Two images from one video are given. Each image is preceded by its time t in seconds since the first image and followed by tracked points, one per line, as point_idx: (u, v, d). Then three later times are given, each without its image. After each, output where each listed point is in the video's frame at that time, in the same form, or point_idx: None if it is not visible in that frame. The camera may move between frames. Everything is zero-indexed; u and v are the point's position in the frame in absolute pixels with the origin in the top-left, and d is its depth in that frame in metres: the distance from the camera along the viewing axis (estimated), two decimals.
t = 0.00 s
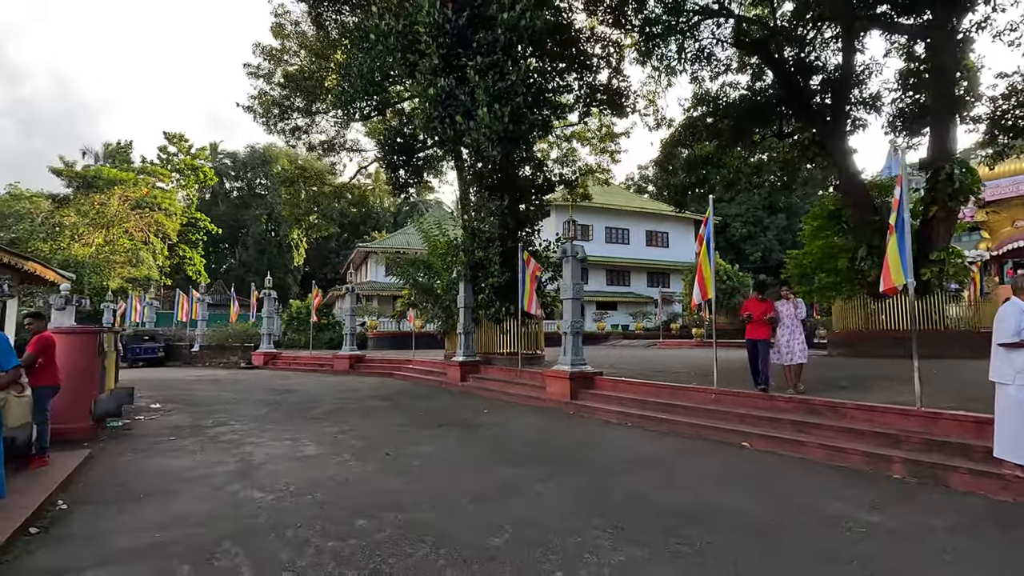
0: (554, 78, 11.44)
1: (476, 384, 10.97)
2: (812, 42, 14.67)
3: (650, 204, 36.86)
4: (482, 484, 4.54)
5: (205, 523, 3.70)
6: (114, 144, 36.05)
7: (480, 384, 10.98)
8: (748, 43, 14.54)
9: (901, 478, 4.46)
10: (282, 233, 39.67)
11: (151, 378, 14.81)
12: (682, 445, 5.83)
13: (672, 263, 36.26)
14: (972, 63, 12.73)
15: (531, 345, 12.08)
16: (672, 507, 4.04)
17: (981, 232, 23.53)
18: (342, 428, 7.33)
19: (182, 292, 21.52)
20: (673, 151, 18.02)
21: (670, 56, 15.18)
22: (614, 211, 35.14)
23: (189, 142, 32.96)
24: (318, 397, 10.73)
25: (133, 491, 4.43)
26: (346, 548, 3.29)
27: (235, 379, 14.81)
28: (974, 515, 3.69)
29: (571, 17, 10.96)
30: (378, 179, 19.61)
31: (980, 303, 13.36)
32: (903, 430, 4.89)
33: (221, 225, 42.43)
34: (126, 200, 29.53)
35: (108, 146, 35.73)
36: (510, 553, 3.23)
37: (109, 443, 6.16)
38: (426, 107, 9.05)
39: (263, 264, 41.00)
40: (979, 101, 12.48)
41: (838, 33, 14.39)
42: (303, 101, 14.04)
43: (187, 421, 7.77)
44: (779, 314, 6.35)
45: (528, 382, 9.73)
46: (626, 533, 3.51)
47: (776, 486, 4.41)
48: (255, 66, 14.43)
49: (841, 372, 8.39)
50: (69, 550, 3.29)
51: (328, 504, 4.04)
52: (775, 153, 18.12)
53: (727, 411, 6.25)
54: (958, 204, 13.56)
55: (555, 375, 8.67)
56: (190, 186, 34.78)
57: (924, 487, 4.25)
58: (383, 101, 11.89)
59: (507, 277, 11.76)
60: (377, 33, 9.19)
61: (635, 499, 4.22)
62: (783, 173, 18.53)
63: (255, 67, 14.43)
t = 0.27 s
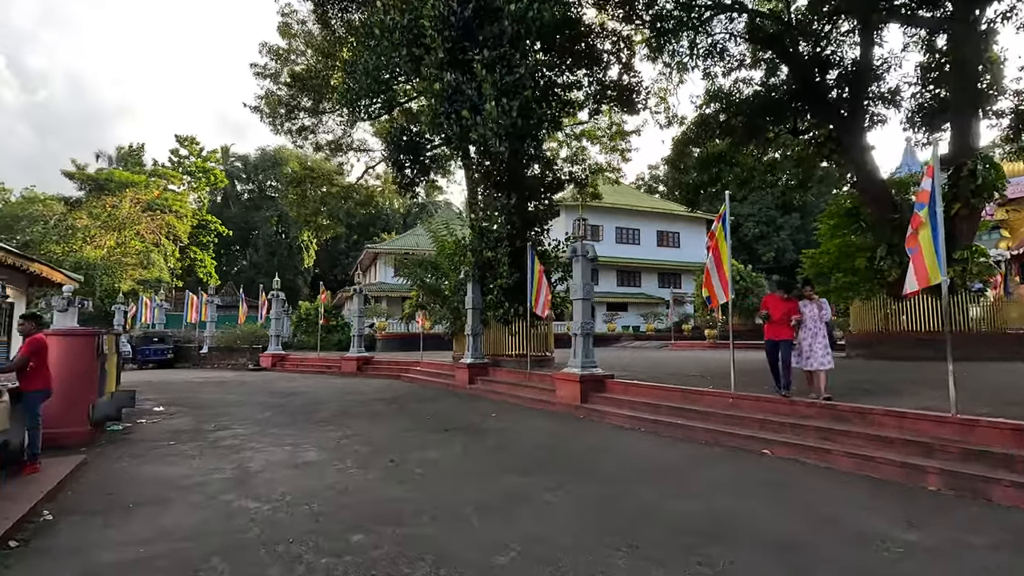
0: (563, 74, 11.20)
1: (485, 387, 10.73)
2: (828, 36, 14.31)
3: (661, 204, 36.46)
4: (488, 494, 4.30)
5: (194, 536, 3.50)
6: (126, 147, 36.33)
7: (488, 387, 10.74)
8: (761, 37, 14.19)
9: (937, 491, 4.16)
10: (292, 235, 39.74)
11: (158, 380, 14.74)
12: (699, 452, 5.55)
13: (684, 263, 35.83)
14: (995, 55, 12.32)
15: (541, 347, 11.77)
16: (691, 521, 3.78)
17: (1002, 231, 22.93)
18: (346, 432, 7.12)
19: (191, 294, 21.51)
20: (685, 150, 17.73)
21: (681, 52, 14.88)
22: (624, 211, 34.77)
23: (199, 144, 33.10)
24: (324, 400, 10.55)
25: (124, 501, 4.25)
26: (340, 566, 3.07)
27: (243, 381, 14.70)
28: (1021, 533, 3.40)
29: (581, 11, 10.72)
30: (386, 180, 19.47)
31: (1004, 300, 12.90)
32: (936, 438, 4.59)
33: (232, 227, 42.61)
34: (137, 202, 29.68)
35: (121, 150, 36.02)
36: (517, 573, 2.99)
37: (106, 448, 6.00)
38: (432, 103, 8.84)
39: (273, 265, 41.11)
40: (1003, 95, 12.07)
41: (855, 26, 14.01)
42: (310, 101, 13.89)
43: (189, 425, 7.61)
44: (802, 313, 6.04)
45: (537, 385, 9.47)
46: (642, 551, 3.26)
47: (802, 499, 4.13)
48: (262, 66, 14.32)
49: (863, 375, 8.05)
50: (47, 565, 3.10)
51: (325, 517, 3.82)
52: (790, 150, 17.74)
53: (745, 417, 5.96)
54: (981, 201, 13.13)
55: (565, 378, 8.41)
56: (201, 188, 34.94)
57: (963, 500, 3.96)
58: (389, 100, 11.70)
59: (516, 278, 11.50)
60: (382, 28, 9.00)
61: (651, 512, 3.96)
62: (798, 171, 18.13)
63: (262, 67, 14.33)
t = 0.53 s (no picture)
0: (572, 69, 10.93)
1: (492, 389, 10.48)
2: (844, 29, 13.93)
3: (672, 202, 36.01)
4: (490, 506, 4.06)
5: (177, 551, 3.29)
6: (138, 149, 36.58)
7: (494, 389, 10.50)
8: (776, 29, 13.82)
9: (977, 505, 3.86)
10: (301, 235, 39.77)
11: (164, 381, 14.66)
12: (715, 460, 5.26)
13: (696, 263, 35.34)
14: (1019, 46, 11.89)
15: (549, 348, 11.65)
16: (707, 536, 3.53)
17: None
18: (347, 436, 6.91)
19: (200, 294, 21.50)
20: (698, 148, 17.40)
21: (693, 46, 14.52)
22: (635, 210, 34.38)
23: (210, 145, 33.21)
24: (328, 402, 10.39)
25: (112, 509, 4.08)
26: None
27: (249, 382, 14.59)
28: None
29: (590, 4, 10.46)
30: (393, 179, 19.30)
31: None
32: (972, 447, 4.28)
33: (242, 228, 42.74)
34: (148, 204, 29.77)
35: (133, 152, 36.26)
36: None
37: (100, 452, 5.83)
38: (436, 97, 8.61)
39: (283, 266, 41.21)
40: None
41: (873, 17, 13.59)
42: (316, 99, 13.72)
43: (188, 427, 7.44)
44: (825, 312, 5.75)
45: (544, 387, 9.21)
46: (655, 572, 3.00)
47: (828, 513, 3.84)
48: (268, 64, 14.17)
49: (885, 378, 7.72)
50: None
51: (316, 529, 3.60)
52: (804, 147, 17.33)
53: (762, 421, 5.66)
54: (1006, 196, 12.69)
55: (574, 380, 8.14)
56: (212, 189, 35.06)
57: (1005, 516, 3.65)
58: (395, 96, 11.50)
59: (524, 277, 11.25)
60: (385, 21, 8.79)
61: (664, 526, 3.69)
62: (814, 167, 17.69)
63: (268, 65, 14.18)
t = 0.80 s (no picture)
0: (581, 64, 10.69)
1: (499, 391, 10.24)
2: (860, 22, 13.55)
3: (682, 201, 35.58)
4: (495, 520, 3.82)
5: (158, 568, 3.09)
6: (148, 150, 36.73)
7: (502, 391, 10.26)
8: (791, 22, 13.46)
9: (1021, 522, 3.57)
10: (310, 236, 39.78)
11: (169, 381, 14.57)
12: (733, 469, 4.98)
13: (706, 262, 34.91)
14: None
15: (557, 349, 11.39)
16: (727, 553, 3.29)
17: None
18: (349, 440, 6.70)
19: (207, 294, 21.45)
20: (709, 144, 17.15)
21: (704, 41, 14.19)
22: (644, 209, 34.00)
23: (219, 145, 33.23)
24: (332, 403, 10.21)
25: (99, 520, 3.90)
26: None
27: (254, 383, 14.46)
28: None
29: None
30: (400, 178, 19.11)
31: None
32: (1012, 457, 3.99)
33: (251, 228, 42.81)
34: (157, 204, 29.75)
35: (143, 152, 36.43)
36: None
37: (93, 457, 5.65)
38: (440, 91, 8.38)
39: (291, 266, 41.25)
40: None
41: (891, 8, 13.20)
42: (322, 96, 13.55)
43: (187, 431, 7.27)
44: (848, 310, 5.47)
45: (552, 390, 8.96)
46: None
47: (858, 531, 3.56)
48: (273, 61, 14.01)
49: (907, 382, 7.41)
50: None
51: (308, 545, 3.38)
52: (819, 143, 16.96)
53: (782, 428, 5.39)
54: None
55: (583, 383, 7.88)
56: (221, 190, 35.12)
57: None
58: (401, 92, 11.29)
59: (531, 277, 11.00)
60: (389, 14, 8.58)
61: (681, 544, 3.43)
62: (829, 164, 17.29)
63: (273, 62, 14.01)
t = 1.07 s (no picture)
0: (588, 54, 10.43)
1: (504, 390, 10.02)
2: (874, 11, 13.21)
3: (689, 198, 35.24)
4: (499, 527, 3.59)
5: None
6: (152, 147, 36.69)
7: (507, 390, 10.02)
8: (803, 12, 13.11)
9: None
10: (314, 233, 39.67)
11: (171, 379, 14.43)
12: (751, 472, 4.74)
13: (713, 259, 34.56)
14: None
15: (564, 347, 11.14)
16: (750, 564, 3.05)
17: None
18: (349, 440, 6.49)
19: (210, 292, 21.32)
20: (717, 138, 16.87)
21: (714, 31, 13.88)
22: (650, 206, 33.66)
23: (222, 142, 33.11)
24: (334, 402, 10.00)
25: (82, 525, 3.70)
26: None
27: (256, 380, 14.30)
28: None
29: None
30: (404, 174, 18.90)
31: None
32: None
33: (256, 226, 42.71)
34: (161, 201, 29.63)
35: (147, 150, 36.39)
36: None
37: (84, 457, 5.47)
38: (443, 79, 8.15)
39: (296, 264, 41.14)
40: None
41: None
42: (324, 90, 13.34)
43: (183, 430, 7.08)
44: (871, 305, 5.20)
45: (559, 388, 8.71)
46: None
47: (891, 541, 3.31)
48: (274, 55, 13.80)
49: (929, 381, 7.12)
50: None
51: (301, 553, 3.17)
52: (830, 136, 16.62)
53: (802, 428, 5.13)
54: None
55: (591, 381, 7.64)
56: (225, 187, 35.03)
57: None
58: (404, 85, 11.05)
59: (538, 272, 10.76)
60: (391, 1, 8.34)
61: (700, 553, 3.20)
62: (840, 158, 16.95)
63: (274, 56, 13.81)
